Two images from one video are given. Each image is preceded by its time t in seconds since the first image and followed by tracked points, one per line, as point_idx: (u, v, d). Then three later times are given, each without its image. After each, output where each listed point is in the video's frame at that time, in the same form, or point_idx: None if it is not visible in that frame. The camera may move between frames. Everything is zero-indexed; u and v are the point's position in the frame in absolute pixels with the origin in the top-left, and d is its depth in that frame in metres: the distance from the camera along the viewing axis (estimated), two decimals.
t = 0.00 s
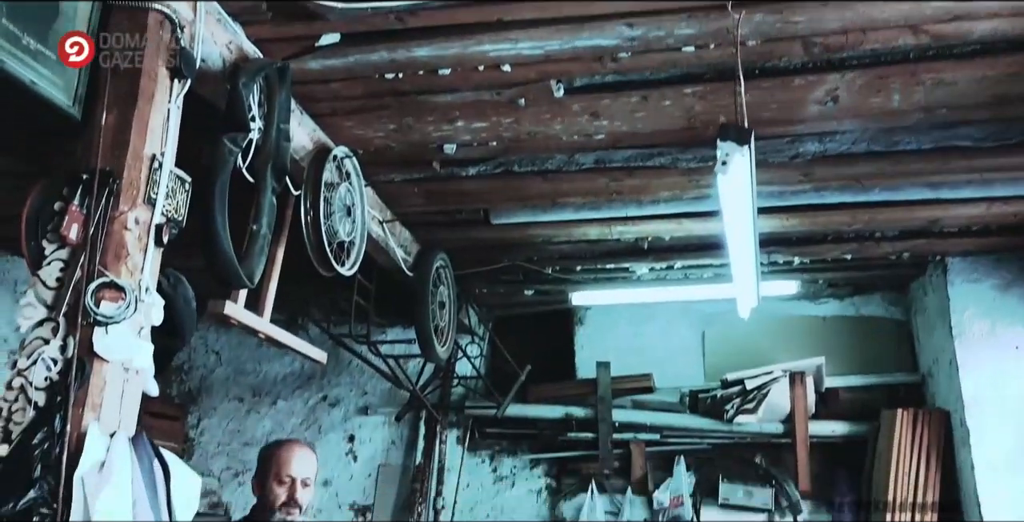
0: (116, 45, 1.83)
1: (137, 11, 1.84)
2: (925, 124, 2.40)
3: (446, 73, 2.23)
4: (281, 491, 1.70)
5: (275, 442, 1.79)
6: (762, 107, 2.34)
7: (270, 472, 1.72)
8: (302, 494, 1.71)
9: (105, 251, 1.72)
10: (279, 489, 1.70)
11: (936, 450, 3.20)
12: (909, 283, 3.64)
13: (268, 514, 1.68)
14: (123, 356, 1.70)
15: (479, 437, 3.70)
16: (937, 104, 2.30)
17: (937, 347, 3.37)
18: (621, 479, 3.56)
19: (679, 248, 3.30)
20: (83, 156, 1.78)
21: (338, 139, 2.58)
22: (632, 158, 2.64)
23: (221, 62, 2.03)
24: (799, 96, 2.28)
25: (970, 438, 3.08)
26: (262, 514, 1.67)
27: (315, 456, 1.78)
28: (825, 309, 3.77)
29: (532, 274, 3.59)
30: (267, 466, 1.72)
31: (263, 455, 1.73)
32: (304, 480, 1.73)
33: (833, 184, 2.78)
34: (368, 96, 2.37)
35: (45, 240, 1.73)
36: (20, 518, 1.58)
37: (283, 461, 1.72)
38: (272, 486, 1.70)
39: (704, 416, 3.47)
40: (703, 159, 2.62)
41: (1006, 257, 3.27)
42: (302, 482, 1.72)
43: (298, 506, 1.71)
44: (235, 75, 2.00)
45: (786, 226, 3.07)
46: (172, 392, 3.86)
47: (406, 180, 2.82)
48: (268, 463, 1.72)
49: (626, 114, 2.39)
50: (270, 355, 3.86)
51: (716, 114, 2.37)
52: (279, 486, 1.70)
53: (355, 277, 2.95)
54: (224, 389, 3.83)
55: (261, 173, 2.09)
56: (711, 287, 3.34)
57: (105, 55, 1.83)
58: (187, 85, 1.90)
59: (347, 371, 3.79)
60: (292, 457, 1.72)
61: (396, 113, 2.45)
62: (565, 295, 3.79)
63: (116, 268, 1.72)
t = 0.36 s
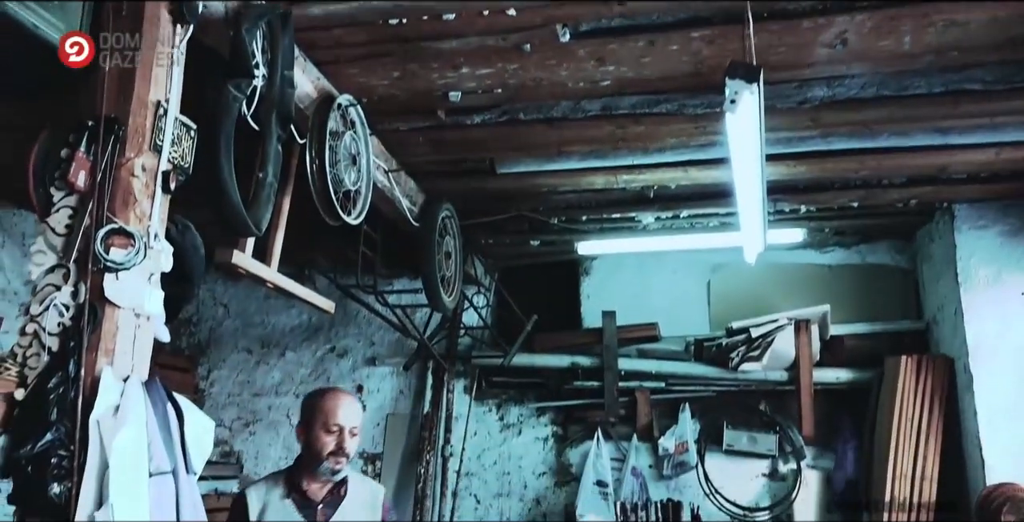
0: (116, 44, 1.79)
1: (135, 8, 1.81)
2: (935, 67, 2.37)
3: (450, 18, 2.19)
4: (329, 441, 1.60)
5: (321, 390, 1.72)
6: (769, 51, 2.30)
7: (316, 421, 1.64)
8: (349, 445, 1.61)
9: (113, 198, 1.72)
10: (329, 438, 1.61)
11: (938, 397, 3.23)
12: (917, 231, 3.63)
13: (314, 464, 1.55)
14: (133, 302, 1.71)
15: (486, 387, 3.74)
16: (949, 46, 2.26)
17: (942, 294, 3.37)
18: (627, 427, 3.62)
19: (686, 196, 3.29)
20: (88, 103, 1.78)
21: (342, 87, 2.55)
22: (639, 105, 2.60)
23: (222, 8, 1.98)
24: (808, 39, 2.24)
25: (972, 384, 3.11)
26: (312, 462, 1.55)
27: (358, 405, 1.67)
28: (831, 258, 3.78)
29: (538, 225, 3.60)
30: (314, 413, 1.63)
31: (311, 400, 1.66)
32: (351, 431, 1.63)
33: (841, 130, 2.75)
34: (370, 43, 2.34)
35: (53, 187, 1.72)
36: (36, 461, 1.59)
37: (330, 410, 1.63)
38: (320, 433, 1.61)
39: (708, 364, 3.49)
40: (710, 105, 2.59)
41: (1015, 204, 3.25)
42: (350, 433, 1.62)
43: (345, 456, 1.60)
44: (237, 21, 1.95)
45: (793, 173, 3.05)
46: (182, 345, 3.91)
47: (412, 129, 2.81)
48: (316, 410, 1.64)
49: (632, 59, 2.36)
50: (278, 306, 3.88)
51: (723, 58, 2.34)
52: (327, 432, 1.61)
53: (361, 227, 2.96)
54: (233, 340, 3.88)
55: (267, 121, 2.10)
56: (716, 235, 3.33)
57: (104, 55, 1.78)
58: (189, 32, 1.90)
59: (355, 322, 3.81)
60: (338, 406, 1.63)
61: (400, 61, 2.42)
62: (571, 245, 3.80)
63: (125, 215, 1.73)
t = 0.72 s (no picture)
0: (116, 44, 1.76)
1: None
2: (941, 19, 2.33)
3: None
4: (390, 386, 1.95)
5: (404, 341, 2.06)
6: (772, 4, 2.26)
7: (381, 373, 1.98)
8: (406, 392, 1.94)
9: (116, 155, 1.73)
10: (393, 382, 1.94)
11: (939, 352, 3.26)
12: (919, 188, 3.62)
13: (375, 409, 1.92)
14: (138, 259, 1.71)
15: (489, 346, 3.78)
16: None
17: (944, 250, 3.38)
18: (628, 385, 3.65)
19: (687, 154, 3.29)
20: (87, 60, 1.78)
21: (341, 44, 2.51)
22: (641, 60, 2.59)
23: None
24: None
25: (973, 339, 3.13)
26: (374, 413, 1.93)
27: (429, 357, 2.02)
28: (832, 215, 3.78)
29: (540, 184, 3.60)
30: (386, 360, 1.98)
31: (385, 350, 2.01)
32: (413, 379, 1.97)
33: (844, 85, 2.73)
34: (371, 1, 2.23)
35: (55, 144, 1.76)
36: (48, 414, 1.60)
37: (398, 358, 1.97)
38: (382, 380, 1.95)
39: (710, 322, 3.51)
40: (712, 59, 2.57)
41: (1017, 158, 3.24)
42: (409, 381, 1.95)
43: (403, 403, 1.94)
44: None
45: (795, 129, 3.04)
46: (187, 306, 3.93)
47: (412, 87, 2.79)
48: (388, 358, 1.99)
49: (633, 14, 2.30)
50: (281, 268, 3.89)
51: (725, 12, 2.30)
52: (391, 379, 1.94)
53: (363, 187, 2.96)
54: (237, 302, 3.90)
55: (267, 78, 2.08)
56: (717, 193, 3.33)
57: (104, 55, 1.75)
58: None
59: (358, 284, 3.81)
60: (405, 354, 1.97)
61: (400, 19, 2.35)
62: (573, 204, 3.80)
63: (128, 172, 1.73)
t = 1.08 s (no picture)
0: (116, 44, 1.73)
1: None
2: None
3: None
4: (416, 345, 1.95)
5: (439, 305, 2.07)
6: None
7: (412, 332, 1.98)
8: (432, 352, 1.94)
9: (115, 118, 1.72)
10: (421, 341, 1.94)
11: (937, 313, 3.28)
12: (919, 148, 3.62)
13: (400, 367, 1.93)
14: (139, 221, 1.71)
15: (489, 311, 3.78)
16: None
17: (944, 210, 3.38)
18: (628, 347, 3.68)
19: (686, 116, 3.28)
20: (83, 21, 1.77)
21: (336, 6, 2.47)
22: (639, 21, 2.53)
23: None
24: None
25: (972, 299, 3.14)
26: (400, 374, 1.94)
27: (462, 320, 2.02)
28: (832, 177, 3.77)
29: (539, 148, 3.58)
30: (418, 321, 2.00)
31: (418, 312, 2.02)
32: (441, 339, 1.96)
33: (845, 44, 2.71)
34: None
35: (53, 109, 1.76)
36: (54, 376, 1.62)
37: (429, 319, 1.98)
38: (411, 340, 1.96)
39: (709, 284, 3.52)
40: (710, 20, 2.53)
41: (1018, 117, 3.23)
42: (435, 340, 1.95)
43: (430, 364, 1.93)
44: None
45: (795, 89, 3.02)
46: (188, 273, 3.93)
47: (409, 50, 2.76)
48: (421, 318, 2.00)
49: None
50: (281, 235, 3.89)
51: None
52: (419, 338, 1.95)
53: (362, 151, 2.95)
54: (238, 269, 3.90)
55: (264, 41, 2.07)
56: (717, 156, 3.32)
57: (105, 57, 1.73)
58: None
59: (358, 249, 3.82)
60: (438, 314, 1.98)
61: None
62: (572, 168, 3.78)
63: (127, 135, 1.73)
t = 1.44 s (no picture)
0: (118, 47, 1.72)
1: None
2: None
3: None
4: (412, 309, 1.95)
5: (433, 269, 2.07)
6: None
7: (408, 295, 1.98)
8: (428, 316, 1.94)
9: (112, 81, 1.72)
10: (417, 306, 1.94)
11: (933, 277, 3.29)
12: (917, 111, 3.61)
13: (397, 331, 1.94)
14: (139, 185, 1.72)
15: (488, 278, 3.80)
16: None
17: (942, 173, 3.38)
18: (627, 312, 3.70)
19: (685, 80, 3.27)
20: None
21: None
22: None
23: None
24: None
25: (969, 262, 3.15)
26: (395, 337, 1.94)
27: (455, 286, 2.02)
28: (830, 141, 3.77)
29: (537, 113, 3.57)
30: (413, 285, 1.99)
31: (413, 276, 2.02)
32: (436, 304, 1.97)
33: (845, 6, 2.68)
34: None
35: (51, 73, 1.76)
36: (57, 339, 1.63)
37: (425, 284, 1.98)
38: (407, 305, 1.96)
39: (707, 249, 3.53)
40: None
41: (1018, 79, 3.21)
42: (431, 305, 1.95)
43: (426, 328, 1.93)
44: None
45: (795, 52, 3.01)
46: (186, 241, 3.94)
47: (405, 14, 2.73)
48: (415, 283, 2.00)
49: None
50: (280, 202, 3.89)
51: None
52: (415, 304, 1.95)
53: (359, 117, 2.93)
54: (237, 237, 3.90)
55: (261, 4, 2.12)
56: (716, 120, 3.31)
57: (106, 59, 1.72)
58: None
59: (356, 216, 3.82)
60: (433, 280, 1.98)
61: None
62: (570, 133, 3.77)
63: (125, 98, 1.72)
